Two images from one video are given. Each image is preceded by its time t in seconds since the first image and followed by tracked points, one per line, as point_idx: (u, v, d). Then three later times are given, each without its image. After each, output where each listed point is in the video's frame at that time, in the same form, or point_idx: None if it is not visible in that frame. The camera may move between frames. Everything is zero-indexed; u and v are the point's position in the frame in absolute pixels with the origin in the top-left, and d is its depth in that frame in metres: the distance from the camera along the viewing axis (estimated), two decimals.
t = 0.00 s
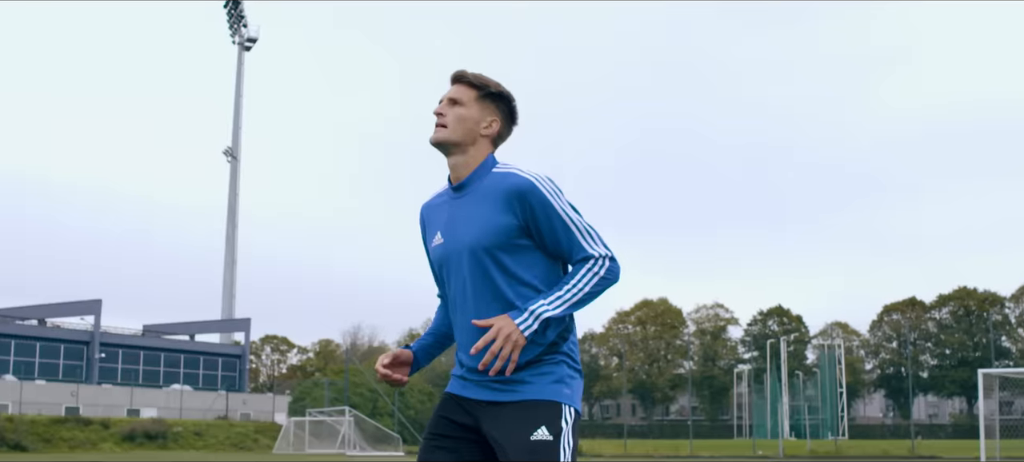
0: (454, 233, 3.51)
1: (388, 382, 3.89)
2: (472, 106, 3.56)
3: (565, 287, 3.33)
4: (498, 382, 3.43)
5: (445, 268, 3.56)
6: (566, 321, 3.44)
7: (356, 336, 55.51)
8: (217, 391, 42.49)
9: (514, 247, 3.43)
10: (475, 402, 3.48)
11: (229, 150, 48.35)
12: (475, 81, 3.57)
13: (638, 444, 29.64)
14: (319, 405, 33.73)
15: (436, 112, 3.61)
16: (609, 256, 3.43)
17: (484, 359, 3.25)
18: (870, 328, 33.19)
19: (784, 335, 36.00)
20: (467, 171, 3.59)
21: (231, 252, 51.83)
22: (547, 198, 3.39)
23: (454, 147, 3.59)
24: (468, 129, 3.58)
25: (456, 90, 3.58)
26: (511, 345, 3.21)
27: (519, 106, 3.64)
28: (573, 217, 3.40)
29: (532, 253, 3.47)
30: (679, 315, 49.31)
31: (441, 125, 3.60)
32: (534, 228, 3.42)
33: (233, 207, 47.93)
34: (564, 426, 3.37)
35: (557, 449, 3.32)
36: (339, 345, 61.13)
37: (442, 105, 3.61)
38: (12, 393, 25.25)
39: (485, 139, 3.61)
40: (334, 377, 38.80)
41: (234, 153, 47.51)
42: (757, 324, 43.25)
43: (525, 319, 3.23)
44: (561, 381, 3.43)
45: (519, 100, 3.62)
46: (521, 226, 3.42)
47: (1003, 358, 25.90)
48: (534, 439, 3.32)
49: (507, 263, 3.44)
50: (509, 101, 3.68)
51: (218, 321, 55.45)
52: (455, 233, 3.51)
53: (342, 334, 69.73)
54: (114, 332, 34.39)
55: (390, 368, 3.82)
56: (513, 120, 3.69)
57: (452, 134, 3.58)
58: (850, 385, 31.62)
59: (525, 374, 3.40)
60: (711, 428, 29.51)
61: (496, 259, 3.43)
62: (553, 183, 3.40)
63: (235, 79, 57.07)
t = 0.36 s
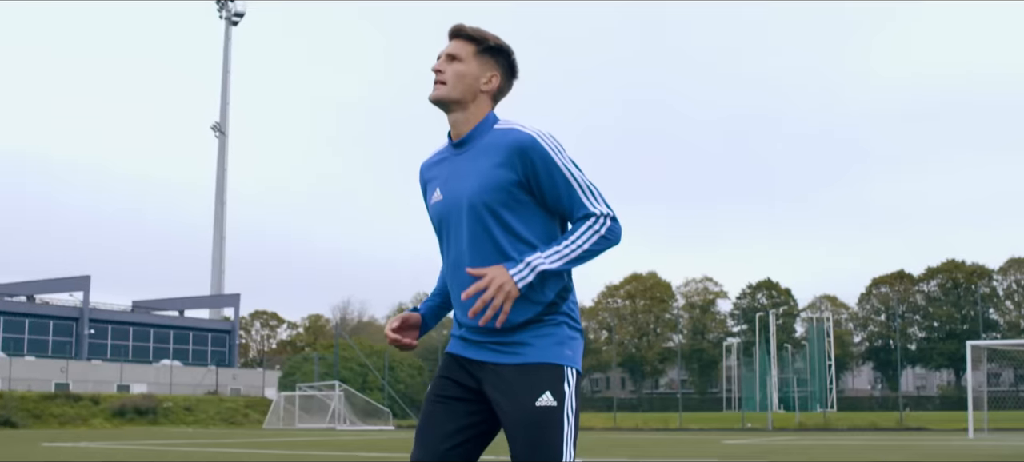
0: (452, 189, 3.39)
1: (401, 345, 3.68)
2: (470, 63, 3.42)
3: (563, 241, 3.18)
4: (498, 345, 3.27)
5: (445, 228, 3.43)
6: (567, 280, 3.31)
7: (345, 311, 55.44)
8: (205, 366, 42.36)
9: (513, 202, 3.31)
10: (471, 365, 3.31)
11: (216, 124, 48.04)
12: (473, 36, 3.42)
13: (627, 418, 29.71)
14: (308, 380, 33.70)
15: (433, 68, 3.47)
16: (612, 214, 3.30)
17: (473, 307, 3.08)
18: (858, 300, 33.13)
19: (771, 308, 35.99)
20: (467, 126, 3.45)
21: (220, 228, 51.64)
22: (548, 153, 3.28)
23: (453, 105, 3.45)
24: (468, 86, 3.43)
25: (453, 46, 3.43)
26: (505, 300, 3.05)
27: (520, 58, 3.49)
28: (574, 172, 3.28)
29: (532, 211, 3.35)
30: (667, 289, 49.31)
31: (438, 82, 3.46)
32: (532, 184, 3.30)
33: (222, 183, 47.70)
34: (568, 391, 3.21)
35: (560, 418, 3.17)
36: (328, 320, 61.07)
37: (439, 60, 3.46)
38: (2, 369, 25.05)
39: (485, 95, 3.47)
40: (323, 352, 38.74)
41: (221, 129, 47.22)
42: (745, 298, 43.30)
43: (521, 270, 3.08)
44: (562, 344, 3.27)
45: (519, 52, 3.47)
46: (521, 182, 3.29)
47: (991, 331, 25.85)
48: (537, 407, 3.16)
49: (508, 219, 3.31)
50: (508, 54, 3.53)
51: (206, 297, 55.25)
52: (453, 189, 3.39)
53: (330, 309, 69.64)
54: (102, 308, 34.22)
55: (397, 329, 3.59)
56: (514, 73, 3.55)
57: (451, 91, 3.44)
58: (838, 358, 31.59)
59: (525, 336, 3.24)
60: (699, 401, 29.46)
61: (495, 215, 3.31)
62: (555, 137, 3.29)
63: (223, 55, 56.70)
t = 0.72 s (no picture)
0: (452, 148, 3.28)
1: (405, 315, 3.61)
2: (469, 19, 3.34)
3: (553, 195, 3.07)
4: (499, 309, 3.16)
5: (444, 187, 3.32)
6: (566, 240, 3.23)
7: (334, 285, 55.25)
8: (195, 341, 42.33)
9: (513, 162, 3.20)
10: (469, 327, 3.19)
11: (203, 99, 47.81)
12: None
13: (616, 390, 29.65)
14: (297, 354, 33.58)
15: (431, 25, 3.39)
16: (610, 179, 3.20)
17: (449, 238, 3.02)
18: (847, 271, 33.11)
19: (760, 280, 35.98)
20: (468, 85, 3.37)
21: (208, 202, 51.34)
22: (549, 111, 3.16)
23: (453, 63, 3.37)
24: (467, 43, 3.35)
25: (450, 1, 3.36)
26: (485, 236, 2.99)
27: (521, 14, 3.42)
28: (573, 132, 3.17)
29: (530, 172, 3.24)
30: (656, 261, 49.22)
31: (436, 40, 3.38)
32: (531, 143, 3.19)
33: (210, 157, 47.41)
34: (570, 358, 3.12)
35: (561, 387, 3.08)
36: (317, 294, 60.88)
37: (438, 17, 3.39)
38: None
39: (484, 53, 3.39)
40: (312, 326, 38.62)
41: (208, 102, 46.84)
42: (734, 270, 43.23)
43: (506, 211, 3.00)
44: (565, 308, 3.17)
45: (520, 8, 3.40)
46: (520, 141, 3.18)
47: (979, 302, 25.81)
48: (540, 375, 3.07)
49: (507, 180, 3.20)
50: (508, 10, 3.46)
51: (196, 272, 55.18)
52: (451, 148, 3.28)
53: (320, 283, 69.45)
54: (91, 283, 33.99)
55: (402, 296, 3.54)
56: (514, 31, 3.48)
57: (450, 49, 3.36)
58: (826, 329, 31.60)
59: (528, 300, 3.14)
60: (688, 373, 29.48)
61: (494, 175, 3.20)
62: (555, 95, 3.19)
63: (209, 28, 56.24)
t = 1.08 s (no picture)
0: (451, 107, 3.26)
1: (397, 276, 3.59)
2: None
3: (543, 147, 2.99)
4: (496, 269, 3.10)
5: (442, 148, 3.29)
6: (564, 201, 3.18)
7: (322, 257, 55.19)
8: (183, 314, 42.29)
9: (511, 119, 3.15)
10: (462, 287, 3.13)
11: (190, 71, 47.56)
12: None
13: (605, 361, 29.80)
14: (286, 327, 33.57)
15: None
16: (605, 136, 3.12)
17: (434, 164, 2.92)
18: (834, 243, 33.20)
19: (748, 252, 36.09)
20: (466, 42, 3.34)
21: (196, 175, 51.19)
22: (544, 65, 3.10)
23: (450, 18, 3.33)
24: None
25: None
26: (468, 163, 2.88)
27: None
28: (570, 88, 3.09)
29: (527, 130, 3.17)
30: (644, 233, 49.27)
31: None
32: (528, 100, 3.13)
33: (197, 130, 47.22)
34: (567, 320, 3.05)
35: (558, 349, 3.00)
36: (306, 266, 60.84)
37: None
38: None
39: (482, 9, 3.34)
40: (301, 298, 38.65)
41: (196, 75, 46.61)
42: (722, 241, 43.32)
43: (495, 147, 2.92)
44: (563, 269, 3.11)
45: None
46: (517, 98, 3.13)
47: (965, 273, 25.96)
48: (535, 337, 3.00)
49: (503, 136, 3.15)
50: None
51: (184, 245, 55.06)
52: (450, 108, 3.25)
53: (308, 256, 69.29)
54: (77, 255, 33.93)
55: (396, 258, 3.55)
56: None
57: (446, 4, 3.31)
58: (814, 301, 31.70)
59: (526, 260, 3.08)
60: (677, 344, 29.56)
61: (491, 133, 3.15)
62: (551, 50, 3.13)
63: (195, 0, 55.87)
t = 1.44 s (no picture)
0: (446, 61, 3.21)
1: (378, 235, 3.55)
2: None
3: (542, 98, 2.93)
4: (493, 225, 3.01)
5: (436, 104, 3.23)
6: (561, 157, 3.11)
7: (310, 228, 55.05)
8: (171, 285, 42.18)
9: (508, 74, 3.10)
10: (457, 244, 3.05)
11: (176, 42, 47.25)
12: None
13: (594, 331, 29.80)
14: (274, 297, 33.49)
15: None
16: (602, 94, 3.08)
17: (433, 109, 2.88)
18: (822, 213, 33.23)
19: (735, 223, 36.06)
20: None
21: (183, 146, 50.90)
22: (542, 20, 3.06)
23: None
24: None
25: None
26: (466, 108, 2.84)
27: None
28: (568, 42, 3.05)
29: (523, 85, 3.11)
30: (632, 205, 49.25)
31: None
32: (525, 54, 3.09)
33: (184, 101, 46.91)
34: (562, 278, 2.98)
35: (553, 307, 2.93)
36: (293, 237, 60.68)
37: None
38: None
39: None
40: (289, 268, 38.54)
41: (183, 45, 46.25)
42: (710, 211, 43.36)
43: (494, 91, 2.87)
44: (561, 227, 3.05)
45: None
46: (513, 51, 3.09)
47: (952, 244, 26.01)
48: (532, 292, 2.92)
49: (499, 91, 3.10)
50: None
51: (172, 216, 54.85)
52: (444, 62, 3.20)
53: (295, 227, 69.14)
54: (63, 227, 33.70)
55: (380, 216, 3.51)
56: None
57: None
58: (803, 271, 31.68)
59: (524, 217, 3.00)
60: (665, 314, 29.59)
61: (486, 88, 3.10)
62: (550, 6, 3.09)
63: None
